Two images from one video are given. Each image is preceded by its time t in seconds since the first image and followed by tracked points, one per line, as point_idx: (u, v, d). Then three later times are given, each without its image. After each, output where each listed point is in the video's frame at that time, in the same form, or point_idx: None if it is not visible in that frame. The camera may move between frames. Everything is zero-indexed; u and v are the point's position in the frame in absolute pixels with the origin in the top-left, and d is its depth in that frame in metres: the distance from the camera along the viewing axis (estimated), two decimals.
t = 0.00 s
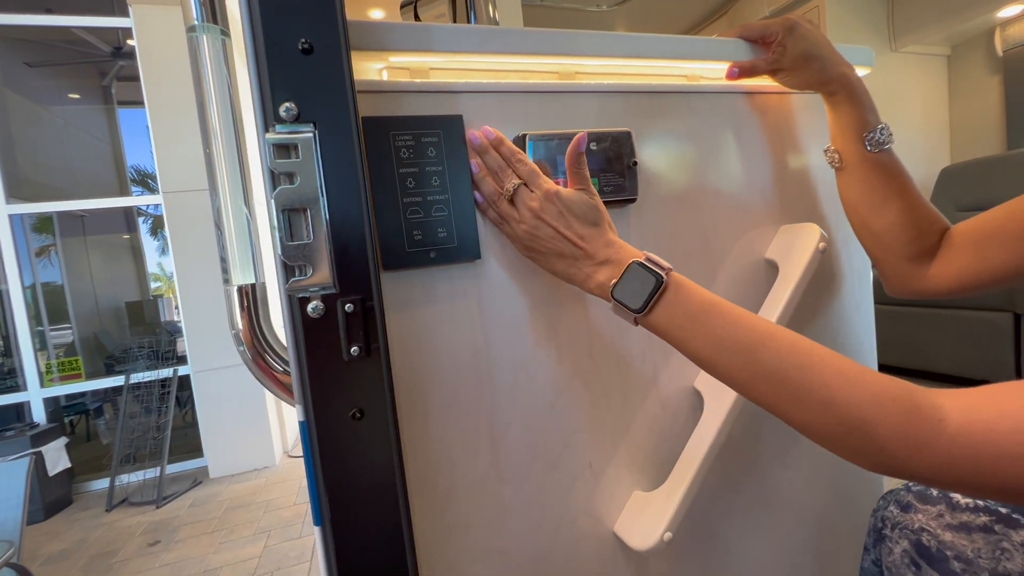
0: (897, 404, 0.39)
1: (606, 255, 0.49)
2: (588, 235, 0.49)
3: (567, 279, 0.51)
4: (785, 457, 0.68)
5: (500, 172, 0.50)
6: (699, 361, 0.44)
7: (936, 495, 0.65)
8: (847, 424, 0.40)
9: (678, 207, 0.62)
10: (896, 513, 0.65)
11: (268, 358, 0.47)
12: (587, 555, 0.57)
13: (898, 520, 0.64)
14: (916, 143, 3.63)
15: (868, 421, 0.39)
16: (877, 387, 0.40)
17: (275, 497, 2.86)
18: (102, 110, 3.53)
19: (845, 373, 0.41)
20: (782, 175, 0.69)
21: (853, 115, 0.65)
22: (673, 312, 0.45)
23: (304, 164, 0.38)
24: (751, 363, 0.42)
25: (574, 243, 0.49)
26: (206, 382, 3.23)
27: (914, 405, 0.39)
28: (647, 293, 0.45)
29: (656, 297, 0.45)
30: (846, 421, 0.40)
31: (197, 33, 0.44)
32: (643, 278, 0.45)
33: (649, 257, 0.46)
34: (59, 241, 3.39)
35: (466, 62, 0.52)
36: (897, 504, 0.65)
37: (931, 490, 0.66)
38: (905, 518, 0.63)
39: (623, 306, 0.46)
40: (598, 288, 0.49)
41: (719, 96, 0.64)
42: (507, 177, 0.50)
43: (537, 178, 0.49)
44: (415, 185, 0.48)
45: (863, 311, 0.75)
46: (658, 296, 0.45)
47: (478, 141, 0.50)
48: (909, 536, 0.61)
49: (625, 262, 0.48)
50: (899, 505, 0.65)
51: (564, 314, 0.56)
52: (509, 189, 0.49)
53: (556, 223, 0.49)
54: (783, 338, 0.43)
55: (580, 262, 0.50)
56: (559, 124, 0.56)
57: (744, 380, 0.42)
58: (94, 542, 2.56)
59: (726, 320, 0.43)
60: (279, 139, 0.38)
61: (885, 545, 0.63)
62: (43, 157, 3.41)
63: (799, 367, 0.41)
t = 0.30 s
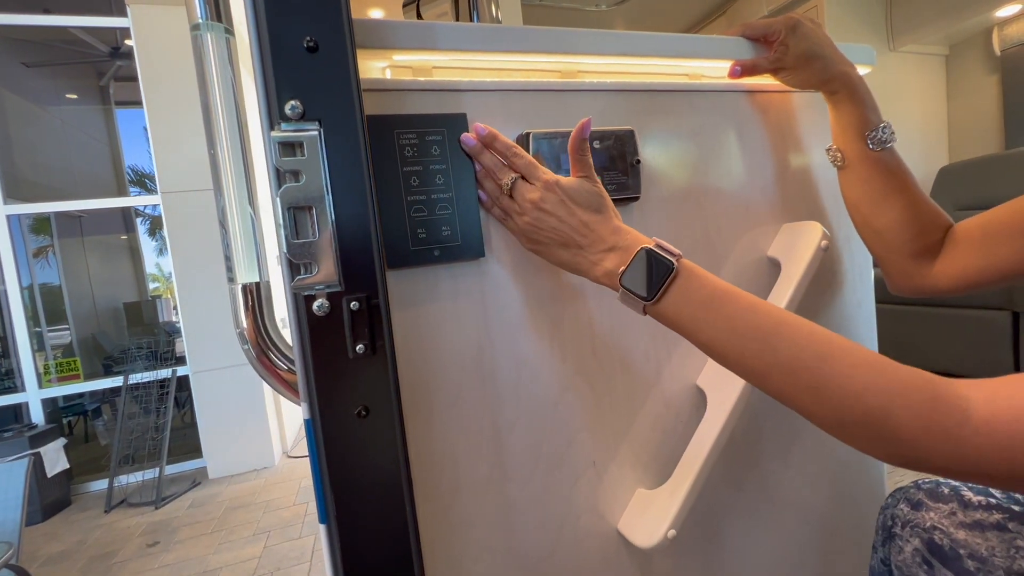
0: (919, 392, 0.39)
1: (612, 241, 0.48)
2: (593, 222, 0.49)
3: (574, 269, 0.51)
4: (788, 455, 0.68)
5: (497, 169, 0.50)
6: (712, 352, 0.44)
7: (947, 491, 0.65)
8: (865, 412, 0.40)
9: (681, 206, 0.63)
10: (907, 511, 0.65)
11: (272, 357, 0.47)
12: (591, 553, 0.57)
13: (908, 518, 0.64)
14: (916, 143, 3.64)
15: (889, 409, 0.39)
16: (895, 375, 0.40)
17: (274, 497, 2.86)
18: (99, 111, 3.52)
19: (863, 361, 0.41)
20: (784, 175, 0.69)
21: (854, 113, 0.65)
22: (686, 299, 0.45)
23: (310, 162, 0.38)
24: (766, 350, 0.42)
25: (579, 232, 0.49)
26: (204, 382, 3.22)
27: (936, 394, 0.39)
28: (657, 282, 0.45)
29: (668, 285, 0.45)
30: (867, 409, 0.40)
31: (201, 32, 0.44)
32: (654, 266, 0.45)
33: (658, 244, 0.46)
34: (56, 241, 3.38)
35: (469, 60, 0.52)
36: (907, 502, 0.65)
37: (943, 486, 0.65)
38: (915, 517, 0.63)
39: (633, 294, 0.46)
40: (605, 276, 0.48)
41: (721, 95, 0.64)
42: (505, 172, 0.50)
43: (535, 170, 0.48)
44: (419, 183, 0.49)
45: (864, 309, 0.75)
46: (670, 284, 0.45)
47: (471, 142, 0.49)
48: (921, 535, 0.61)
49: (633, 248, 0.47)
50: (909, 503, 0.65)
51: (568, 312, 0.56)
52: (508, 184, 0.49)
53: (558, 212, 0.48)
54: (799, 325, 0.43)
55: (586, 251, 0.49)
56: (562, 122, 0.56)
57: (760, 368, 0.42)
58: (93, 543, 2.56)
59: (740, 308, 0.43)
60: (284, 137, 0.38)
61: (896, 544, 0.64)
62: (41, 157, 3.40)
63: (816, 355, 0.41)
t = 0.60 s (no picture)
0: (933, 387, 0.39)
1: (619, 243, 0.48)
2: (600, 224, 0.49)
3: (583, 271, 0.51)
4: (792, 454, 0.68)
5: (502, 172, 0.50)
6: (723, 351, 0.44)
7: (962, 491, 0.65)
8: (879, 409, 0.40)
9: (684, 204, 0.63)
10: (920, 510, 0.65)
11: (277, 355, 0.47)
12: (596, 552, 0.57)
13: (922, 517, 0.64)
14: (915, 142, 3.64)
15: (902, 405, 0.39)
16: (908, 371, 0.40)
17: (275, 498, 2.86)
18: (98, 112, 3.52)
19: (875, 357, 0.41)
20: (785, 173, 0.69)
21: (857, 112, 0.65)
22: (693, 299, 0.45)
23: (315, 161, 0.38)
24: (775, 350, 0.42)
25: (586, 235, 0.49)
26: (205, 383, 3.22)
27: (953, 389, 0.39)
28: (664, 282, 0.45)
29: (674, 285, 0.45)
30: (879, 406, 0.40)
31: (206, 31, 0.44)
32: (660, 266, 0.45)
33: (664, 244, 0.46)
34: (56, 243, 3.37)
35: (474, 59, 0.52)
36: (921, 502, 0.66)
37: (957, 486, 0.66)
38: (928, 516, 0.64)
39: (641, 295, 0.46)
40: (614, 278, 0.48)
41: (724, 93, 0.64)
42: (510, 176, 0.49)
43: (541, 174, 0.49)
44: (424, 182, 0.49)
45: (867, 307, 0.75)
46: (677, 283, 0.45)
47: (477, 146, 0.49)
48: (935, 534, 0.62)
49: (639, 249, 0.47)
50: (923, 502, 0.66)
51: (572, 310, 0.56)
52: (514, 187, 0.49)
53: (565, 215, 0.48)
54: (808, 323, 0.42)
55: (593, 254, 0.49)
56: (566, 120, 0.56)
57: (769, 367, 0.42)
58: (93, 544, 2.56)
59: (748, 307, 0.43)
60: (290, 135, 0.38)
61: (908, 543, 0.64)
62: (39, 158, 3.39)
63: (826, 353, 0.41)
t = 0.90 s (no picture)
0: (941, 388, 0.39)
1: (624, 242, 0.48)
2: (604, 224, 0.49)
3: (588, 271, 0.51)
4: (795, 452, 0.68)
5: (505, 172, 0.50)
6: (728, 351, 0.44)
7: (964, 489, 0.65)
8: (887, 409, 0.40)
9: (688, 202, 0.63)
10: (922, 508, 0.65)
11: (283, 355, 0.47)
12: (601, 551, 0.57)
13: (924, 515, 0.64)
14: (914, 141, 3.65)
15: (911, 406, 0.39)
16: (916, 370, 0.40)
17: (276, 499, 2.86)
18: (97, 113, 3.51)
19: (882, 358, 0.41)
20: (788, 172, 0.69)
21: (860, 111, 0.65)
22: (698, 301, 0.45)
23: (322, 160, 0.38)
24: (781, 351, 0.42)
25: (590, 234, 0.49)
26: (205, 384, 3.22)
27: (961, 388, 0.39)
28: (669, 283, 0.45)
29: (679, 286, 0.45)
30: (887, 407, 0.40)
31: (211, 31, 0.44)
32: (665, 267, 0.45)
33: (669, 244, 0.46)
34: (55, 244, 3.37)
35: (478, 58, 0.52)
36: (922, 500, 0.66)
37: (960, 485, 0.66)
38: (930, 514, 0.64)
39: (646, 297, 0.46)
40: (618, 278, 0.48)
41: (727, 93, 0.64)
42: (514, 176, 0.49)
43: (545, 174, 0.49)
44: (429, 182, 0.49)
45: (870, 304, 0.75)
46: (682, 285, 0.45)
47: (480, 147, 0.49)
48: (936, 533, 0.62)
49: (644, 249, 0.47)
50: (925, 500, 0.66)
51: (577, 309, 0.56)
52: (518, 187, 0.49)
53: (569, 215, 0.48)
54: (814, 324, 0.43)
55: (597, 253, 0.49)
56: (569, 120, 0.56)
57: (775, 368, 0.43)
58: (94, 546, 2.56)
59: (754, 308, 0.43)
60: (296, 135, 0.38)
61: (910, 540, 0.64)
62: (39, 160, 3.39)
63: (832, 353, 0.41)
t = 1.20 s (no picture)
0: (942, 389, 0.39)
1: (625, 245, 0.48)
2: (606, 227, 0.49)
3: (589, 273, 0.51)
4: (794, 449, 0.69)
5: (508, 175, 0.50)
6: (729, 353, 0.45)
7: (960, 486, 0.65)
8: (887, 410, 0.40)
9: (688, 200, 0.63)
10: (919, 505, 0.65)
11: (286, 353, 0.48)
12: (602, 548, 0.58)
13: (921, 513, 0.64)
14: (913, 140, 3.65)
15: (911, 408, 0.40)
16: (916, 372, 0.40)
17: (277, 499, 2.86)
18: (97, 115, 3.52)
19: (882, 360, 0.41)
20: (787, 170, 0.69)
21: (859, 110, 0.66)
22: (698, 303, 0.45)
23: (324, 159, 0.39)
24: (781, 353, 0.42)
25: (592, 237, 0.49)
26: (205, 385, 3.22)
27: (959, 391, 0.39)
28: (670, 286, 0.45)
29: (680, 288, 0.45)
30: (887, 409, 0.40)
31: (213, 31, 0.44)
32: (666, 270, 0.45)
33: (670, 247, 0.46)
34: (55, 246, 3.37)
35: (478, 57, 0.52)
36: (919, 497, 0.66)
37: (957, 481, 0.66)
38: (927, 511, 0.64)
39: (647, 299, 0.46)
40: (619, 281, 0.49)
41: (726, 91, 0.65)
42: (516, 178, 0.50)
43: (547, 177, 0.49)
44: (430, 180, 0.49)
45: (869, 301, 0.76)
46: (683, 287, 0.46)
47: (483, 149, 0.50)
48: (934, 530, 0.62)
49: (645, 252, 0.47)
50: (922, 498, 0.66)
51: (577, 308, 0.57)
52: (520, 189, 0.49)
53: (571, 218, 0.49)
54: (814, 326, 0.43)
55: (599, 256, 0.49)
56: (569, 119, 0.57)
57: (776, 370, 0.43)
58: (94, 547, 2.56)
59: (755, 310, 0.44)
60: (299, 134, 0.38)
61: (908, 538, 0.64)
62: (38, 162, 3.40)
63: (832, 355, 0.41)
